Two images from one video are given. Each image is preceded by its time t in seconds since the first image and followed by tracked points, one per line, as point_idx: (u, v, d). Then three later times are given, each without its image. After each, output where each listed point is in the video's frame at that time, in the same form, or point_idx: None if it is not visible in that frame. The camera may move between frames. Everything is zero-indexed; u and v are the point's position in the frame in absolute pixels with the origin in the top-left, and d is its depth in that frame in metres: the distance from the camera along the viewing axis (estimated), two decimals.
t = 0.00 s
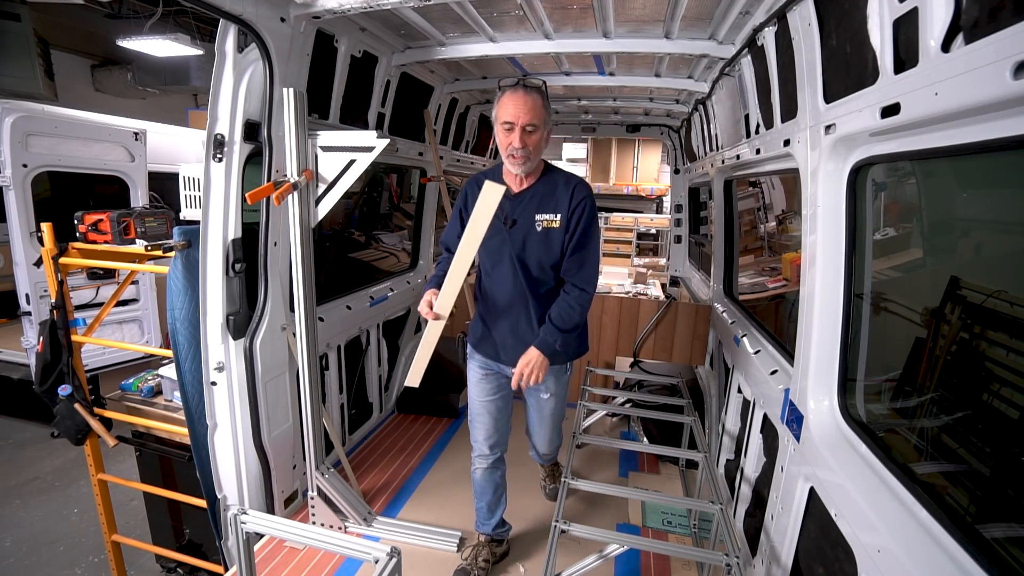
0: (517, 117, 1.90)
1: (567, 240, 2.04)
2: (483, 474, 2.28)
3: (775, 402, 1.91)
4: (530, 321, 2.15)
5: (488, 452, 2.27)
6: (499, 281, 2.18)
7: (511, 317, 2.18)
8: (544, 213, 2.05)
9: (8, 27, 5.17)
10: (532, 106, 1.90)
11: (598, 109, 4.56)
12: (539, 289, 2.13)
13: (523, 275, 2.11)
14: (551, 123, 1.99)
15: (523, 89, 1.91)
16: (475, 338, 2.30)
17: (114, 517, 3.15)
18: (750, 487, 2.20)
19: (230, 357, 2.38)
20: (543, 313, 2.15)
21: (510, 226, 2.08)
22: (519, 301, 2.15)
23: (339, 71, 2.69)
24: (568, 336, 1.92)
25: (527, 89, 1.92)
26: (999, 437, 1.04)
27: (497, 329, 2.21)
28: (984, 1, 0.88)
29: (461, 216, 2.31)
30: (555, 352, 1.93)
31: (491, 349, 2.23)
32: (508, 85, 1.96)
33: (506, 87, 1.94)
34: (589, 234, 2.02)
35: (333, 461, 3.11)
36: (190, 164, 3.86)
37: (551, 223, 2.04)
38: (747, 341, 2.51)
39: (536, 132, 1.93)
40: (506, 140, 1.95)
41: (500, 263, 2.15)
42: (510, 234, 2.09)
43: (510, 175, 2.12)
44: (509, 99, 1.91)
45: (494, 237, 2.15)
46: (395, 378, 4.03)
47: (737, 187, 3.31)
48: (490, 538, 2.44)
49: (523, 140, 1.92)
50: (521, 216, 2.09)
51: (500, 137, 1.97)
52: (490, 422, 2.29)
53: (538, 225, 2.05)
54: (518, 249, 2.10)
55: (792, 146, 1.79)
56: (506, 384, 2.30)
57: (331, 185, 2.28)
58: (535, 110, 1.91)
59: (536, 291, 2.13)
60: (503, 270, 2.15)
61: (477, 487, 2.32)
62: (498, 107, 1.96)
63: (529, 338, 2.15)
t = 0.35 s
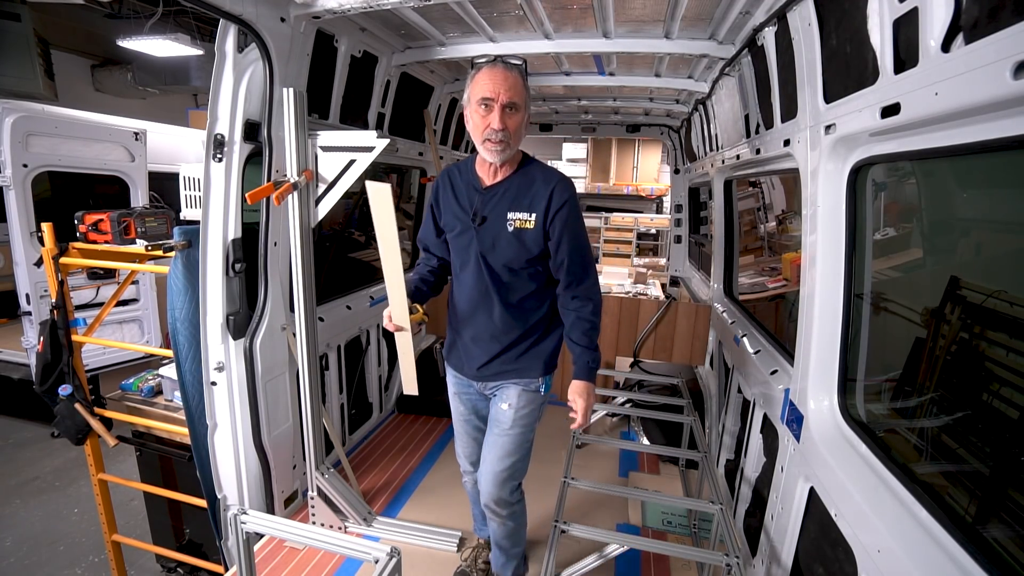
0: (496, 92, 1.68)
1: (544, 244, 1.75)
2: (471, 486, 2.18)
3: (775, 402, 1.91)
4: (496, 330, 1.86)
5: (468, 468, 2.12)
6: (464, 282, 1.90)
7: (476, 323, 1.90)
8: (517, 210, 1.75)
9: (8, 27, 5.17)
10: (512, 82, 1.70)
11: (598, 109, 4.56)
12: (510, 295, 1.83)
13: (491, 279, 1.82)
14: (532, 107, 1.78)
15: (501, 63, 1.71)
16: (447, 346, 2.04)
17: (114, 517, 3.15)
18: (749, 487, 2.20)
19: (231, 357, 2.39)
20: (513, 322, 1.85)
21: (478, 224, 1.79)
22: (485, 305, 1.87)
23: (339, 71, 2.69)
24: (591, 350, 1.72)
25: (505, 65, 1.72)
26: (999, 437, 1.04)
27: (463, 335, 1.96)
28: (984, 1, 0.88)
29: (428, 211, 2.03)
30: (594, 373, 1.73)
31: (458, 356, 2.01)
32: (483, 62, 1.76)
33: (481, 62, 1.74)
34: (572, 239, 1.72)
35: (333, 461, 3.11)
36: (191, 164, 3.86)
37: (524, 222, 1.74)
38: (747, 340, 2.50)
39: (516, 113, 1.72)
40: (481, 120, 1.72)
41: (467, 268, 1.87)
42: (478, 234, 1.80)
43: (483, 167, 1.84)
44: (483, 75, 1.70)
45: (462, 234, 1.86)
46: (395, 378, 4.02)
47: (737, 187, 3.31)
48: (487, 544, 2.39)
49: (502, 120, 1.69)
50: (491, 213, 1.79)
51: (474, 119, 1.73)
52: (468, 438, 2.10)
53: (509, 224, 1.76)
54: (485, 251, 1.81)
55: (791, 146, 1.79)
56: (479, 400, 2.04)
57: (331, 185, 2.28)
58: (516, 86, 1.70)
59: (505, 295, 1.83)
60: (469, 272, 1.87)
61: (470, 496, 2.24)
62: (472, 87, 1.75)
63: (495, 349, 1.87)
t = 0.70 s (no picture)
0: (495, 76, 1.46)
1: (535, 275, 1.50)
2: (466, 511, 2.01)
3: (775, 402, 1.91)
4: (474, 363, 1.63)
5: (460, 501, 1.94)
6: (444, 304, 1.68)
7: (454, 354, 1.68)
8: (506, 231, 1.51)
9: (8, 27, 5.17)
10: (514, 68, 1.48)
11: (598, 109, 4.57)
12: (494, 328, 1.59)
13: (471, 308, 1.58)
14: (536, 101, 1.56)
15: (504, 44, 1.50)
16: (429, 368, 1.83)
17: (114, 517, 3.15)
18: (749, 487, 2.20)
19: (230, 357, 2.39)
20: (495, 357, 1.61)
21: (461, 241, 1.57)
22: (464, 336, 1.63)
23: (339, 71, 2.69)
24: (583, 410, 1.44)
25: (507, 47, 1.49)
26: (999, 437, 1.04)
27: (442, 363, 1.75)
28: (984, 1, 0.88)
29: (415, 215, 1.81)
30: (589, 435, 1.45)
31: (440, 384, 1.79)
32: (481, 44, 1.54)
33: (479, 43, 1.52)
34: (568, 274, 1.46)
35: (333, 461, 3.10)
36: (191, 164, 3.86)
37: (514, 248, 1.50)
38: (747, 340, 2.51)
39: (519, 104, 1.50)
40: (477, 110, 1.49)
41: (448, 288, 1.65)
42: (460, 253, 1.57)
43: (474, 172, 1.60)
44: (482, 57, 1.48)
45: (444, 249, 1.64)
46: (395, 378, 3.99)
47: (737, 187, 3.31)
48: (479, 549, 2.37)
49: (502, 111, 1.47)
50: (476, 230, 1.56)
51: (468, 108, 1.51)
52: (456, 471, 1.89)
53: (496, 247, 1.52)
54: (466, 276, 1.57)
55: (791, 146, 1.79)
56: (466, 438, 1.80)
57: (331, 185, 2.27)
58: (520, 73, 1.49)
59: (487, 327, 1.59)
60: (448, 295, 1.64)
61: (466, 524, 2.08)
62: (467, 71, 1.52)
63: (473, 386, 1.65)
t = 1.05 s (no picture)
0: (507, 40, 1.17)
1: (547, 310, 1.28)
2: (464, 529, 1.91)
3: (775, 402, 1.91)
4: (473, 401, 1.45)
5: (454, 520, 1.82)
6: (437, 331, 1.47)
7: (449, 388, 1.49)
8: (513, 258, 1.28)
9: (8, 27, 5.17)
10: (529, 31, 1.18)
11: (598, 109, 4.57)
12: (496, 364, 1.39)
13: (468, 344, 1.36)
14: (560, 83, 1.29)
15: None
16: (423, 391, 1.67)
17: (114, 517, 3.15)
18: (749, 487, 2.20)
19: (230, 357, 2.39)
20: (497, 396, 1.43)
21: (455, 266, 1.33)
22: (461, 370, 1.44)
23: (339, 71, 2.69)
24: (588, 481, 1.23)
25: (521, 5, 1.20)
26: (999, 437, 1.04)
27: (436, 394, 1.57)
28: (984, 1, 0.88)
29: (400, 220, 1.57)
30: (592, 509, 1.24)
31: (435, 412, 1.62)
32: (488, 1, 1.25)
33: None
34: (586, 312, 1.22)
35: (333, 461, 3.10)
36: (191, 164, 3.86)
37: (523, 279, 1.27)
38: (747, 340, 2.51)
39: (538, 81, 1.21)
40: (483, 84, 1.21)
41: (442, 315, 1.43)
42: (454, 280, 1.34)
43: (474, 174, 1.32)
44: (490, 15, 1.19)
45: (434, 268, 1.42)
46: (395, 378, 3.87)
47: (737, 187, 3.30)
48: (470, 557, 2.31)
49: (516, 90, 1.19)
50: (474, 253, 1.32)
51: (469, 82, 1.22)
52: (449, 493, 1.76)
53: (502, 275, 1.29)
54: (463, 308, 1.35)
55: (791, 146, 1.80)
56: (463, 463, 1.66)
57: (331, 185, 2.28)
58: (543, 41, 1.20)
59: (488, 362, 1.39)
60: (442, 324, 1.43)
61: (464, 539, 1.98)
62: (470, 33, 1.22)
63: (474, 426, 1.48)
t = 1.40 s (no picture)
0: (511, 27, 1.14)
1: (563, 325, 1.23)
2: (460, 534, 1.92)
3: (775, 402, 1.91)
4: (480, 415, 1.43)
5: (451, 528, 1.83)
6: (440, 343, 1.45)
7: (453, 402, 1.47)
8: (522, 268, 1.25)
9: (8, 27, 5.17)
10: (534, 18, 1.16)
11: (598, 109, 4.57)
12: (503, 377, 1.36)
13: (473, 358, 1.34)
14: (570, 77, 1.27)
15: None
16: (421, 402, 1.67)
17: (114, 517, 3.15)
18: (749, 487, 2.20)
19: (231, 357, 2.39)
20: (505, 412, 1.41)
21: (459, 278, 1.31)
22: (466, 385, 1.42)
23: (339, 71, 2.69)
24: (644, 543, 0.99)
25: None
26: (999, 437, 1.04)
27: (441, 408, 1.55)
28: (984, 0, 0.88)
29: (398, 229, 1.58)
30: None
31: (438, 426, 1.60)
32: None
33: None
34: (607, 328, 1.13)
35: (334, 461, 3.10)
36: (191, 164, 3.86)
37: (534, 291, 1.24)
38: (747, 341, 2.52)
39: (546, 73, 1.20)
40: (486, 79, 1.20)
41: (446, 328, 1.41)
42: (460, 292, 1.32)
43: (476, 179, 1.31)
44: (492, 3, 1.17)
45: (436, 279, 1.40)
46: (394, 378, 3.88)
47: (737, 187, 3.30)
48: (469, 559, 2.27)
49: (520, 83, 1.17)
50: (481, 265, 1.30)
51: (471, 77, 1.21)
52: (448, 503, 1.76)
53: (511, 287, 1.27)
54: (468, 321, 1.32)
55: (791, 146, 1.80)
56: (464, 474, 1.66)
57: (331, 185, 2.28)
58: (549, 31, 1.17)
59: (494, 375, 1.37)
60: (446, 336, 1.41)
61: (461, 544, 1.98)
62: (469, 23, 1.20)
63: (483, 442, 1.45)
